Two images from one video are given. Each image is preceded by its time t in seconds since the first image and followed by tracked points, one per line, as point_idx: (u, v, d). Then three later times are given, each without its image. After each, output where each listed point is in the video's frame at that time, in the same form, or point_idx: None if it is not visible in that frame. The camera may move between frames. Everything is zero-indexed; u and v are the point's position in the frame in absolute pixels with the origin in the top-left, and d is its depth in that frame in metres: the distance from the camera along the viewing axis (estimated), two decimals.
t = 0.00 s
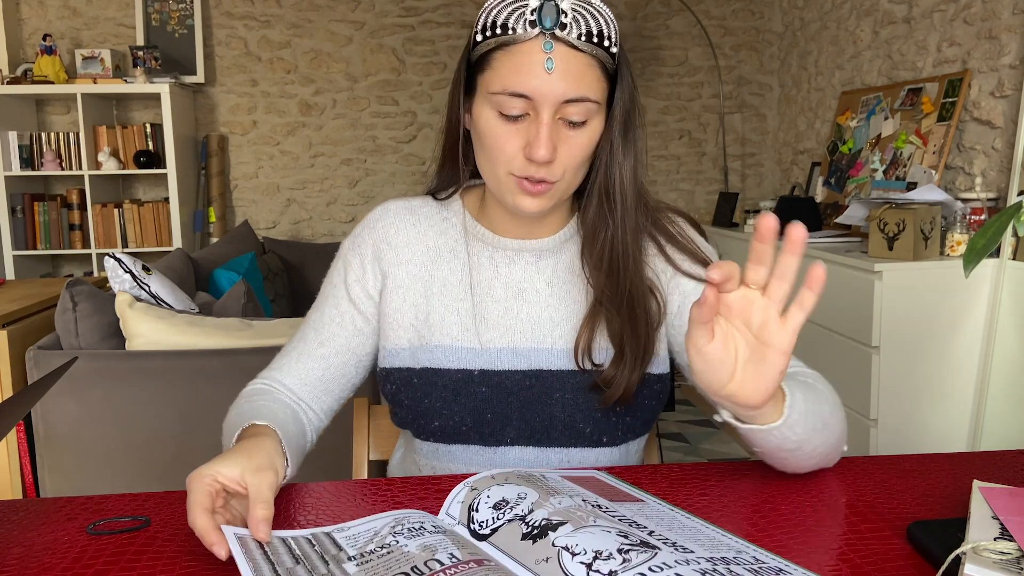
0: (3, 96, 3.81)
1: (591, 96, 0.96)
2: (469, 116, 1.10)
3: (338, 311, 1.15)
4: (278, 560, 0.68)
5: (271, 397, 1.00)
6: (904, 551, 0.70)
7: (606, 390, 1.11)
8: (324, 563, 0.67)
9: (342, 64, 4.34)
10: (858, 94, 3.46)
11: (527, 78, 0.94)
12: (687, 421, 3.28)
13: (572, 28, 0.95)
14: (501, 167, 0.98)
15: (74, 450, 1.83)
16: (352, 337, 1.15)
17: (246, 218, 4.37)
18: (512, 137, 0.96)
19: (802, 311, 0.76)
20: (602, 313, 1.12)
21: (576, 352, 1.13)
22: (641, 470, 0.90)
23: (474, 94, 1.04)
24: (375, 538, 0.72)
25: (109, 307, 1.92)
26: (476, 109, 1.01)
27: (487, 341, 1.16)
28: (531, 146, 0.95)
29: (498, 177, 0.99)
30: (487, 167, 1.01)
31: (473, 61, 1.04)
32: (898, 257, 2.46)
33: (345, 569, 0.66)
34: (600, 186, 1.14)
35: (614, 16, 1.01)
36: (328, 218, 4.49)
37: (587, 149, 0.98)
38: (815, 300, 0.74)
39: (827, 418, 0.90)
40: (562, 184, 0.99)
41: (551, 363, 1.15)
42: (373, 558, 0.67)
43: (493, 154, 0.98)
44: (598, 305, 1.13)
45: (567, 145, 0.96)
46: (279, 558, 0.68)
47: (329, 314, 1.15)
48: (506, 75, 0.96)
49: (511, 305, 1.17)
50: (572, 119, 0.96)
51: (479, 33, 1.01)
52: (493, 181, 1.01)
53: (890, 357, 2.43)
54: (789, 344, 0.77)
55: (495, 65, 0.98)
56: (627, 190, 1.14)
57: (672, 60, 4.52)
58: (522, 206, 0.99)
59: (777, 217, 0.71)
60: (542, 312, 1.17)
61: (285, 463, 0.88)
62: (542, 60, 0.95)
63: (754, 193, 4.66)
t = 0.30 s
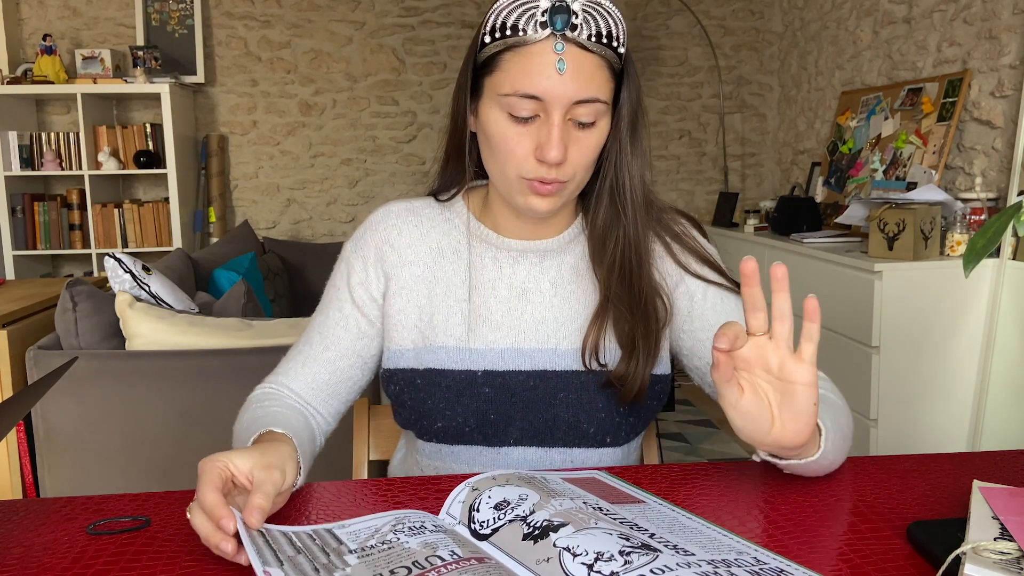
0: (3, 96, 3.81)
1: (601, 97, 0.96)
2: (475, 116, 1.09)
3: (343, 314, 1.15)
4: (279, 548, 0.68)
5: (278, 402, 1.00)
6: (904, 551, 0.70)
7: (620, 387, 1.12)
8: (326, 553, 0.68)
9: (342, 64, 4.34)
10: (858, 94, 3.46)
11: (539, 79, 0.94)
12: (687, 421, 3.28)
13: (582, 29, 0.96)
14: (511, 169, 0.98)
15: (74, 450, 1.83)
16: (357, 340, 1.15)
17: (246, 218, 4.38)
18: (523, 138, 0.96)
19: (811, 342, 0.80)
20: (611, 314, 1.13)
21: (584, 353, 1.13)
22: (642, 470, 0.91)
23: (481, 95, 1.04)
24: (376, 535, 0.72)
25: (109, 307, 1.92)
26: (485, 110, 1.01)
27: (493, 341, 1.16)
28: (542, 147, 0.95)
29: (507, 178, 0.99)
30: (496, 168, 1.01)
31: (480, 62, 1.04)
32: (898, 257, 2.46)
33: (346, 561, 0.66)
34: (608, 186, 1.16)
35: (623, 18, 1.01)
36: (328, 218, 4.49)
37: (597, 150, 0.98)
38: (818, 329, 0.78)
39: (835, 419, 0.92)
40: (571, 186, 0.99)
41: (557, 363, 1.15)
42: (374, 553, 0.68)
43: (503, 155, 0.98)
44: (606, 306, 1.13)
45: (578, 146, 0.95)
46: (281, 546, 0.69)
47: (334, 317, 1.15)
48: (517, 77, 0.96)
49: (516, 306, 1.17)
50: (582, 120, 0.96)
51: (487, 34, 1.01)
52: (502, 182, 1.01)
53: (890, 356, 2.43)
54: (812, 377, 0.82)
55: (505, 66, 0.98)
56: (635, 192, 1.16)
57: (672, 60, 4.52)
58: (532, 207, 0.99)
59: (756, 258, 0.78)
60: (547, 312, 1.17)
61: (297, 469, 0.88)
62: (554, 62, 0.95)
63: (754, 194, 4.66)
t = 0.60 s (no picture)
0: (2, 96, 3.81)
1: (596, 98, 0.96)
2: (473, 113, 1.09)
3: (343, 316, 1.15)
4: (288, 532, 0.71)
5: (279, 404, 1.00)
6: (904, 551, 0.70)
7: (617, 396, 1.11)
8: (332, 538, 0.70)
9: (342, 64, 4.34)
10: (858, 94, 3.46)
11: (532, 79, 0.94)
12: (687, 421, 3.28)
13: (578, 29, 0.96)
14: (505, 170, 0.99)
15: (74, 450, 1.83)
16: (357, 342, 1.15)
17: (246, 218, 4.37)
18: (516, 138, 0.96)
19: (812, 351, 0.78)
20: (610, 319, 1.13)
21: (583, 357, 1.13)
22: (643, 470, 0.91)
23: (479, 93, 1.04)
24: (377, 530, 0.72)
25: (109, 307, 1.92)
26: (481, 109, 1.01)
27: (492, 343, 1.16)
28: (534, 147, 0.95)
29: (500, 178, 1.00)
30: (490, 166, 1.02)
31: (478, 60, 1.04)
32: (898, 257, 2.46)
33: (349, 548, 0.68)
34: (607, 191, 1.16)
35: (621, 18, 1.01)
36: (328, 218, 4.49)
37: (591, 151, 0.98)
38: (820, 340, 0.76)
39: (831, 423, 0.91)
40: (564, 187, 0.99)
41: (555, 365, 1.15)
42: (377, 543, 0.69)
43: (497, 156, 0.98)
44: (606, 310, 1.13)
45: (570, 147, 0.96)
46: (292, 529, 0.71)
47: (334, 319, 1.15)
48: (511, 75, 0.96)
49: (514, 308, 1.17)
50: (576, 121, 0.96)
51: (485, 31, 1.01)
52: (495, 182, 1.01)
53: (890, 357, 2.43)
54: (810, 386, 0.80)
55: (501, 64, 0.98)
56: (634, 196, 1.16)
57: (672, 60, 4.52)
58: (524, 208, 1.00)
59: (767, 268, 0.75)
60: (546, 314, 1.17)
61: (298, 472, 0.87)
62: (548, 61, 0.94)
63: (754, 193, 4.66)
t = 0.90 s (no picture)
0: (2, 96, 3.81)
1: (586, 101, 0.96)
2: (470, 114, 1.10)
3: (343, 318, 1.15)
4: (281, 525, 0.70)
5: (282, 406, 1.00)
6: (904, 551, 0.70)
7: (604, 401, 1.11)
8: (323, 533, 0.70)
9: (342, 64, 4.34)
10: (858, 94, 3.46)
11: (522, 81, 0.94)
12: (687, 422, 3.28)
13: (568, 32, 0.95)
14: (496, 171, 0.99)
15: (74, 450, 1.83)
16: (358, 343, 1.15)
17: (246, 218, 4.37)
18: (506, 141, 0.96)
19: (824, 362, 0.80)
20: (606, 322, 1.12)
21: (581, 359, 1.13)
22: (640, 470, 0.91)
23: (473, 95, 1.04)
24: (374, 526, 0.72)
25: (109, 307, 1.92)
26: (475, 111, 1.01)
27: (490, 344, 1.16)
28: (523, 149, 0.95)
29: (492, 180, 1.00)
30: (483, 167, 1.02)
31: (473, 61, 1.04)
32: (898, 257, 2.46)
33: (344, 544, 0.68)
34: (600, 194, 1.14)
35: (614, 20, 1.00)
36: (328, 218, 4.49)
37: (581, 154, 0.98)
38: (834, 353, 0.78)
39: (831, 423, 0.91)
40: (555, 189, 0.99)
41: (553, 367, 1.15)
42: (372, 539, 0.69)
43: (488, 157, 0.99)
44: (602, 314, 1.13)
45: (560, 150, 0.96)
46: (283, 523, 0.71)
47: (334, 319, 1.15)
48: (502, 77, 0.96)
49: (513, 309, 1.17)
50: (566, 124, 0.96)
51: (479, 32, 1.02)
52: (488, 184, 1.01)
53: (890, 357, 2.43)
54: (818, 395, 0.83)
55: (492, 65, 0.98)
56: (629, 200, 1.14)
57: (672, 60, 4.52)
58: (516, 211, 1.00)
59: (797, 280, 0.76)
60: (545, 316, 1.17)
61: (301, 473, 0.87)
62: (537, 64, 0.94)
63: (754, 193, 4.66)
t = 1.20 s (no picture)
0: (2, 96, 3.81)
1: (585, 103, 0.96)
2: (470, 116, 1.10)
3: (345, 321, 1.15)
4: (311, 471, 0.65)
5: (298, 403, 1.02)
6: (904, 550, 0.70)
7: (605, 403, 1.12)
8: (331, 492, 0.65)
9: (342, 64, 4.34)
10: (858, 94, 3.46)
11: (520, 84, 0.94)
12: (687, 422, 3.28)
13: (567, 34, 0.95)
14: (495, 174, 0.99)
15: (74, 450, 1.83)
16: (360, 346, 1.15)
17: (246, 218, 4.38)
18: (505, 143, 0.96)
19: (861, 390, 0.78)
20: (608, 323, 1.13)
21: (583, 360, 1.13)
22: (645, 470, 0.91)
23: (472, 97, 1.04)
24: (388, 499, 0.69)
25: (109, 307, 1.92)
26: (474, 113, 1.01)
27: (491, 345, 1.16)
28: (522, 152, 0.95)
29: (492, 183, 1.00)
30: (483, 170, 1.02)
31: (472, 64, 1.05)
32: (898, 257, 2.46)
33: (361, 509, 0.65)
34: (600, 195, 1.14)
35: (612, 22, 1.00)
36: (328, 218, 4.49)
37: (580, 156, 0.98)
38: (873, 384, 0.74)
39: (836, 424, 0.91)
40: (554, 191, 0.99)
41: (555, 367, 1.15)
42: (389, 512, 0.66)
43: (488, 159, 0.99)
44: (602, 315, 1.13)
45: (559, 152, 0.96)
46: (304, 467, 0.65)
47: (337, 321, 1.15)
48: (501, 80, 0.96)
49: (515, 310, 1.17)
50: (566, 126, 0.96)
51: (477, 35, 1.02)
52: (488, 186, 1.01)
53: (890, 357, 2.43)
54: (845, 420, 0.81)
55: (491, 68, 0.98)
56: (630, 201, 1.14)
57: (672, 60, 4.52)
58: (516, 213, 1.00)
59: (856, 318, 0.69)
60: (547, 316, 1.17)
61: (316, 435, 0.94)
62: (536, 67, 0.94)
63: (754, 193, 4.66)
